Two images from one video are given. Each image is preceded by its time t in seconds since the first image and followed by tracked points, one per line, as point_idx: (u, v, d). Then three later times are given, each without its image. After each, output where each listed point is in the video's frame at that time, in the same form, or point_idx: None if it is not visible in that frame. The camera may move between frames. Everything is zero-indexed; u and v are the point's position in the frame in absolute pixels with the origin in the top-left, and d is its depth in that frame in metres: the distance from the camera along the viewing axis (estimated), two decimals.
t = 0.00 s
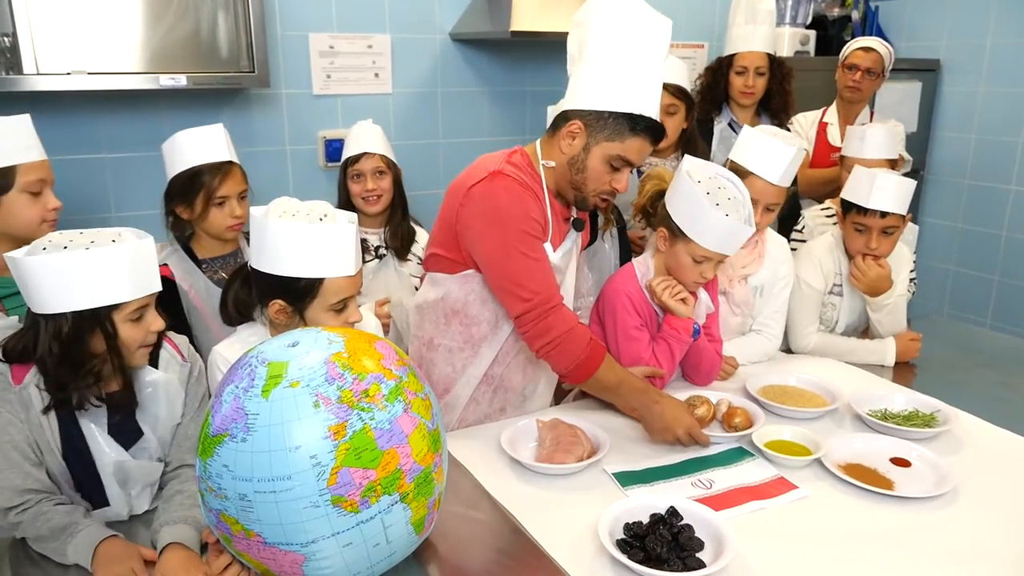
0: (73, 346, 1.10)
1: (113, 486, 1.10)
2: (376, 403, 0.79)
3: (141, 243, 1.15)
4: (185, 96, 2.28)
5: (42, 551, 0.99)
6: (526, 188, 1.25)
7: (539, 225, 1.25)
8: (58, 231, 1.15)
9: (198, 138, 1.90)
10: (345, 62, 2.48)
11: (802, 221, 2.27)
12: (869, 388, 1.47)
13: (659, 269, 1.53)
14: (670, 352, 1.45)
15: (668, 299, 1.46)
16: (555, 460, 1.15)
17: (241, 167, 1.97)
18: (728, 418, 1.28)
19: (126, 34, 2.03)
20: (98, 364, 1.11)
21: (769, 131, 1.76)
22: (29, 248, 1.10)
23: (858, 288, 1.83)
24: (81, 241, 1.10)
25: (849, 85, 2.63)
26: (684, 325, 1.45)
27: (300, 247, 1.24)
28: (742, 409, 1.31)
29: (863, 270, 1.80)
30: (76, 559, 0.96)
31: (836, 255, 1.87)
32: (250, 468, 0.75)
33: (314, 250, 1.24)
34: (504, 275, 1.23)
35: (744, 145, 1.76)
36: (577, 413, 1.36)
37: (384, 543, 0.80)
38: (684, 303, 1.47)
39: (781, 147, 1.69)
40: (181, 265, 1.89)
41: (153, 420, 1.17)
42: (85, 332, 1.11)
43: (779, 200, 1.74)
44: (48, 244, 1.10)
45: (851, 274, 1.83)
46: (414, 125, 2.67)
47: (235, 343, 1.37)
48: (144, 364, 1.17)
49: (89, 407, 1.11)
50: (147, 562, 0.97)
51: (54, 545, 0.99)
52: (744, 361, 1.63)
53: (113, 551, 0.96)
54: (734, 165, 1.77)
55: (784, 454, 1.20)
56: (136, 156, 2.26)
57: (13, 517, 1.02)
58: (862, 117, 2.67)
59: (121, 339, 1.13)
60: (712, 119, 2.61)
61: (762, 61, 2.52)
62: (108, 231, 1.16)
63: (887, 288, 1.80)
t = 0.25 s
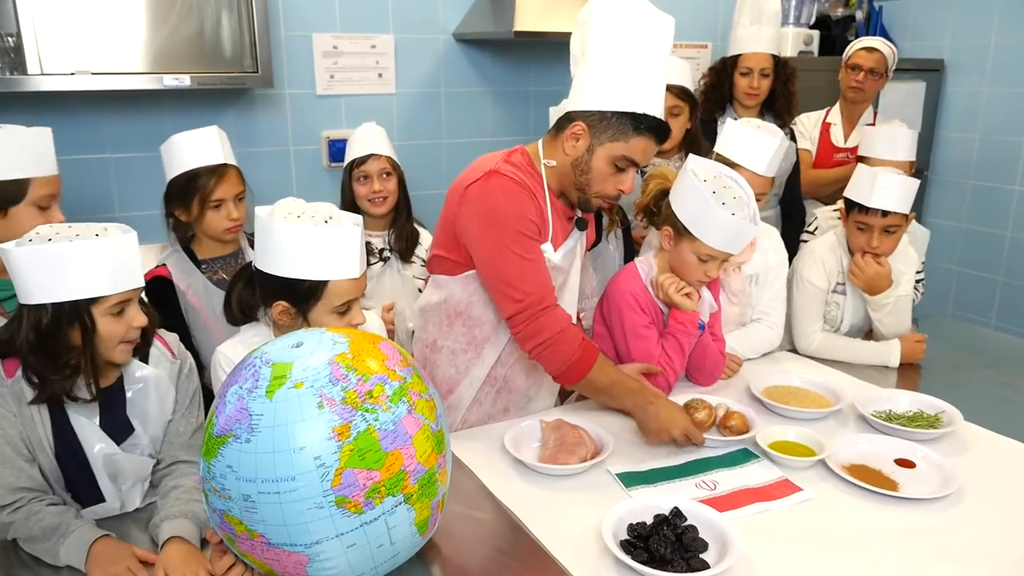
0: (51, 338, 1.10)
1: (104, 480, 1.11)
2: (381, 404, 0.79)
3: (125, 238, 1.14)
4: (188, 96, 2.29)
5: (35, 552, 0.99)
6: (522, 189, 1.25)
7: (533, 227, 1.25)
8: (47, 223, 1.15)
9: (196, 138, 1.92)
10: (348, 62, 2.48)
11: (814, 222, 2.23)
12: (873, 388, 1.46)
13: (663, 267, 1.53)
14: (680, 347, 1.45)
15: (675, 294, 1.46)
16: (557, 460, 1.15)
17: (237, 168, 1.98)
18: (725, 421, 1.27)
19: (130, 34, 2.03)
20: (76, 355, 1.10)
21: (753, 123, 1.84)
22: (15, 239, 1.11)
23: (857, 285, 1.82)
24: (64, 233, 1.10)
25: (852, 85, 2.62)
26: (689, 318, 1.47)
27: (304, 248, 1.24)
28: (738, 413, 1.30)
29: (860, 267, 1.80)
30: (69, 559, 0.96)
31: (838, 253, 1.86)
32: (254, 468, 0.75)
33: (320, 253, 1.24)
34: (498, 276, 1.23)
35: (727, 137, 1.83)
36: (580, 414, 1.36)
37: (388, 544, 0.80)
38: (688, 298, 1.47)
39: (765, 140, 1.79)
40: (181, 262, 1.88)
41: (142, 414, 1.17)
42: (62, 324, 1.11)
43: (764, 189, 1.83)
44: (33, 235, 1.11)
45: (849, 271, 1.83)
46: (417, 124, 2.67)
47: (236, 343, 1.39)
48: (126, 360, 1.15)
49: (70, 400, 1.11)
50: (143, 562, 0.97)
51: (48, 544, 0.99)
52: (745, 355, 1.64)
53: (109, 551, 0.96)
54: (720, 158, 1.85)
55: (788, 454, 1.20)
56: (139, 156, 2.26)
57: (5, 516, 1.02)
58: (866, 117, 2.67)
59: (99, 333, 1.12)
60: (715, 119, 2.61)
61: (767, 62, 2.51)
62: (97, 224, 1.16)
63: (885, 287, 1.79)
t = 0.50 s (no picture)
0: (38, 345, 1.09)
1: (100, 484, 1.10)
2: (382, 405, 0.79)
3: (113, 244, 1.13)
4: (189, 96, 2.29)
5: (32, 553, 0.99)
6: (503, 187, 1.24)
7: (514, 226, 1.24)
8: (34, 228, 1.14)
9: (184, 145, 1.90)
10: (349, 62, 2.48)
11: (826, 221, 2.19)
12: (875, 388, 1.46)
13: (663, 265, 1.54)
14: (681, 345, 1.45)
15: (677, 291, 1.46)
16: (559, 461, 1.15)
17: (230, 171, 1.96)
18: (711, 430, 1.25)
19: (131, 35, 2.03)
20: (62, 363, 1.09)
21: (748, 120, 1.84)
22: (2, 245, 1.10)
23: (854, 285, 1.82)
24: (50, 239, 1.10)
25: (853, 85, 2.62)
26: (691, 316, 1.47)
27: (305, 249, 1.24)
28: (727, 420, 1.27)
29: (857, 265, 1.80)
30: (68, 560, 0.96)
31: (837, 252, 1.86)
32: (255, 469, 0.75)
33: (323, 250, 1.24)
34: (476, 276, 1.23)
35: (724, 134, 1.84)
36: (581, 414, 1.36)
37: (390, 544, 0.80)
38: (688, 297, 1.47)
39: (760, 136, 1.79)
40: (181, 263, 1.88)
41: (138, 419, 1.17)
42: (49, 332, 1.10)
43: (761, 184, 1.83)
44: (20, 241, 1.10)
45: (846, 270, 1.83)
46: (418, 124, 2.67)
47: (235, 344, 1.39)
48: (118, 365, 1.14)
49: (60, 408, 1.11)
50: (143, 562, 0.97)
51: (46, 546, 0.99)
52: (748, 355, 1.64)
53: (108, 551, 0.97)
54: (717, 156, 1.85)
55: (790, 454, 1.20)
56: (140, 157, 2.27)
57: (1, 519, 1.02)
58: (867, 117, 2.66)
59: (85, 339, 1.11)
60: (715, 119, 2.61)
61: (768, 63, 2.51)
62: (85, 229, 1.15)
63: (880, 288, 1.79)
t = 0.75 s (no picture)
0: (42, 354, 1.09)
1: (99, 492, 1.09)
2: (383, 405, 0.79)
3: (116, 251, 1.12)
4: (189, 96, 2.29)
5: (32, 553, 0.99)
6: (472, 186, 1.25)
7: (483, 225, 1.25)
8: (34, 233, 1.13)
9: (173, 148, 1.91)
10: (349, 62, 2.48)
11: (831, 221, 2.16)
12: (876, 387, 1.46)
13: (664, 266, 1.53)
14: (680, 347, 1.46)
15: (677, 294, 1.45)
16: (559, 460, 1.15)
17: (220, 175, 1.96)
18: (709, 432, 1.24)
19: (132, 34, 2.03)
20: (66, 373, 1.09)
21: (757, 120, 1.84)
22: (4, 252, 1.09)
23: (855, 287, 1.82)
24: (53, 246, 1.09)
25: (853, 84, 2.62)
26: (690, 319, 1.46)
27: (304, 247, 1.24)
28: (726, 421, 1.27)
29: (857, 266, 1.80)
30: (68, 560, 0.97)
31: (835, 252, 1.87)
32: (255, 469, 0.75)
33: (320, 250, 1.24)
34: (443, 275, 1.25)
35: (732, 133, 1.84)
36: (581, 414, 1.36)
37: (390, 544, 0.80)
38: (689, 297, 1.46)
39: (769, 135, 1.78)
40: (178, 264, 1.88)
41: (140, 424, 1.16)
42: (52, 340, 1.09)
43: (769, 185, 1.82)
44: (21, 247, 1.09)
45: (845, 272, 1.83)
46: (418, 124, 2.67)
47: (235, 344, 1.39)
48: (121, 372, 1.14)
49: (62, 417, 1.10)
50: (143, 561, 0.97)
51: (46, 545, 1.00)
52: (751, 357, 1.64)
53: (109, 551, 0.97)
54: (724, 155, 1.85)
55: (791, 453, 1.20)
56: (140, 157, 2.26)
57: None
58: (868, 116, 2.66)
59: (89, 347, 1.10)
60: (713, 118, 2.60)
61: (766, 62, 2.52)
62: (88, 236, 1.14)
63: (881, 286, 1.79)
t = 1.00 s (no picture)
0: (51, 372, 1.06)
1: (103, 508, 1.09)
2: (384, 406, 0.79)
3: (124, 263, 1.09)
4: (190, 98, 2.29)
5: (34, 556, 1.00)
6: (445, 186, 1.24)
7: (460, 226, 1.24)
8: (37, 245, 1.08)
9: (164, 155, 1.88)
10: (350, 63, 2.49)
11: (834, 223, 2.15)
12: (876, 387, 1.46)
13: (667, 268, 1.54)
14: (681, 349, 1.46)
15: (681, 298, 1.45)
16: (560, 461, 1.15)
17: (211, 184, 1.92)
18: (712, 427, 1.25)
19: (133, 36, 2.03)
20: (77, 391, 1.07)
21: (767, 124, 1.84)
22: (6, 268, 1.04)
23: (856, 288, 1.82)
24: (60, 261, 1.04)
25: (852, 84, 2.62)
26: (694, 322, 1.46)
27: (305, 248, 1.24)
28: (728, 420, 1.27)
29: (858, 267, 1.80)
30: (70, 560, 0.97)
31: (836, 252, 1.87)
32: (256, 470, 0.76)
33: (320, 252, 1.24)
34: (423, 277, 1.25)
35: (742, 136, 1.84)
36: (582, 414, 1.36)
37: (391, 545, 0.80)
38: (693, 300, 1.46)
39: (780, 139, 1.77)
40: (179, 268, 1.89)
41: (147, 437, 1.16)
42: (61, 358, 1.06)
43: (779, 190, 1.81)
44: (25, 263, 1.04)
45: (845, 274, 1.83)
46: (419, 125, 2.67)
47: (236, 345, 1.40)
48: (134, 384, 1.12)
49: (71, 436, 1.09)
50: (145, 562, 0.98)
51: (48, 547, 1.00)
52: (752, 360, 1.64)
53: (111, 551, 0.97)
54: (733, 158, 1.85)
55: (791, 454, 1.20)
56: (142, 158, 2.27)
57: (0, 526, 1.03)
58: (868, 116, 2.66)
59: (100, 364, 1.08)
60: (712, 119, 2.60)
61: (763, 62, 2.52)
62: (91, 247, 1.09)
63: (882, 287, 1.80)
